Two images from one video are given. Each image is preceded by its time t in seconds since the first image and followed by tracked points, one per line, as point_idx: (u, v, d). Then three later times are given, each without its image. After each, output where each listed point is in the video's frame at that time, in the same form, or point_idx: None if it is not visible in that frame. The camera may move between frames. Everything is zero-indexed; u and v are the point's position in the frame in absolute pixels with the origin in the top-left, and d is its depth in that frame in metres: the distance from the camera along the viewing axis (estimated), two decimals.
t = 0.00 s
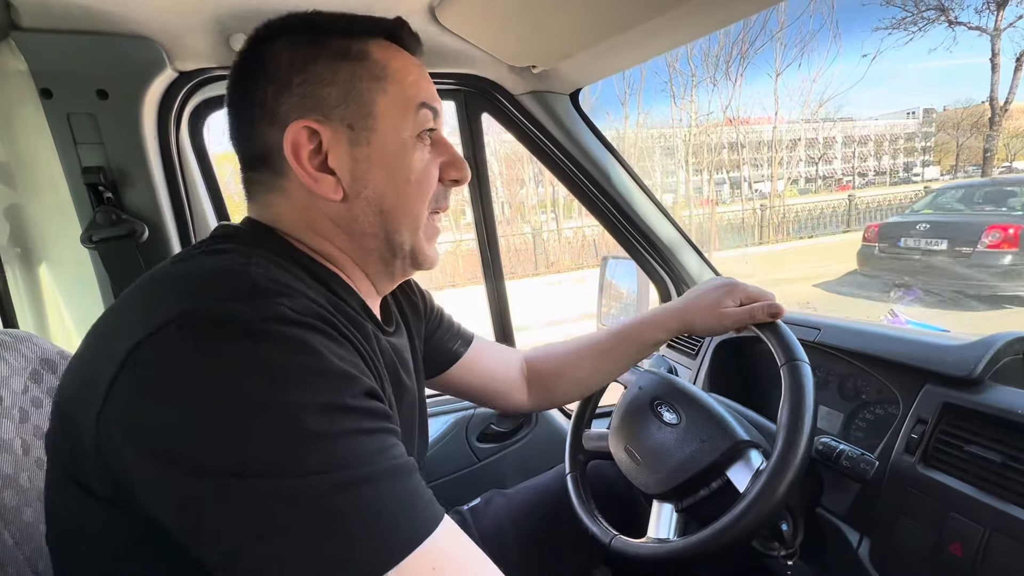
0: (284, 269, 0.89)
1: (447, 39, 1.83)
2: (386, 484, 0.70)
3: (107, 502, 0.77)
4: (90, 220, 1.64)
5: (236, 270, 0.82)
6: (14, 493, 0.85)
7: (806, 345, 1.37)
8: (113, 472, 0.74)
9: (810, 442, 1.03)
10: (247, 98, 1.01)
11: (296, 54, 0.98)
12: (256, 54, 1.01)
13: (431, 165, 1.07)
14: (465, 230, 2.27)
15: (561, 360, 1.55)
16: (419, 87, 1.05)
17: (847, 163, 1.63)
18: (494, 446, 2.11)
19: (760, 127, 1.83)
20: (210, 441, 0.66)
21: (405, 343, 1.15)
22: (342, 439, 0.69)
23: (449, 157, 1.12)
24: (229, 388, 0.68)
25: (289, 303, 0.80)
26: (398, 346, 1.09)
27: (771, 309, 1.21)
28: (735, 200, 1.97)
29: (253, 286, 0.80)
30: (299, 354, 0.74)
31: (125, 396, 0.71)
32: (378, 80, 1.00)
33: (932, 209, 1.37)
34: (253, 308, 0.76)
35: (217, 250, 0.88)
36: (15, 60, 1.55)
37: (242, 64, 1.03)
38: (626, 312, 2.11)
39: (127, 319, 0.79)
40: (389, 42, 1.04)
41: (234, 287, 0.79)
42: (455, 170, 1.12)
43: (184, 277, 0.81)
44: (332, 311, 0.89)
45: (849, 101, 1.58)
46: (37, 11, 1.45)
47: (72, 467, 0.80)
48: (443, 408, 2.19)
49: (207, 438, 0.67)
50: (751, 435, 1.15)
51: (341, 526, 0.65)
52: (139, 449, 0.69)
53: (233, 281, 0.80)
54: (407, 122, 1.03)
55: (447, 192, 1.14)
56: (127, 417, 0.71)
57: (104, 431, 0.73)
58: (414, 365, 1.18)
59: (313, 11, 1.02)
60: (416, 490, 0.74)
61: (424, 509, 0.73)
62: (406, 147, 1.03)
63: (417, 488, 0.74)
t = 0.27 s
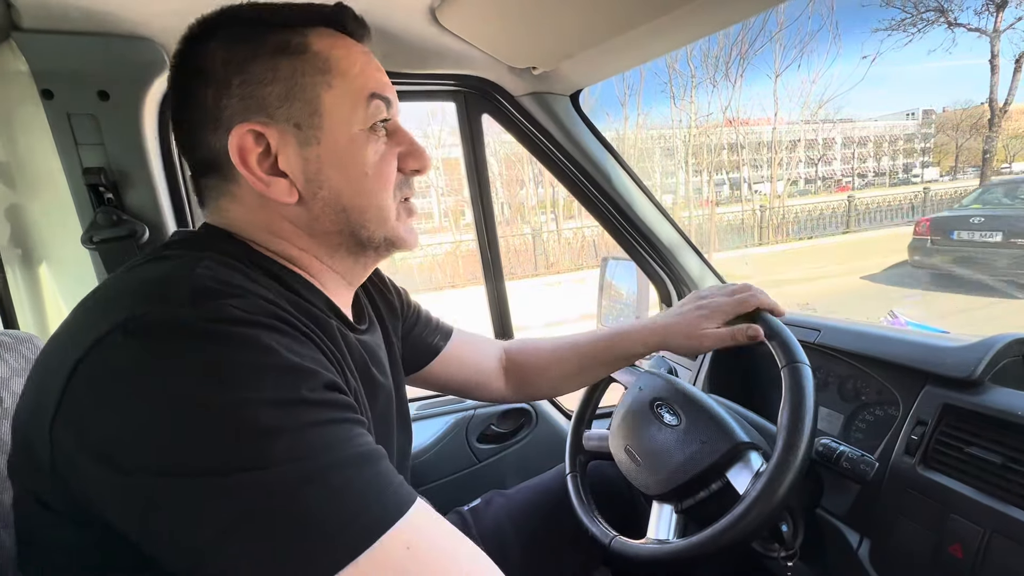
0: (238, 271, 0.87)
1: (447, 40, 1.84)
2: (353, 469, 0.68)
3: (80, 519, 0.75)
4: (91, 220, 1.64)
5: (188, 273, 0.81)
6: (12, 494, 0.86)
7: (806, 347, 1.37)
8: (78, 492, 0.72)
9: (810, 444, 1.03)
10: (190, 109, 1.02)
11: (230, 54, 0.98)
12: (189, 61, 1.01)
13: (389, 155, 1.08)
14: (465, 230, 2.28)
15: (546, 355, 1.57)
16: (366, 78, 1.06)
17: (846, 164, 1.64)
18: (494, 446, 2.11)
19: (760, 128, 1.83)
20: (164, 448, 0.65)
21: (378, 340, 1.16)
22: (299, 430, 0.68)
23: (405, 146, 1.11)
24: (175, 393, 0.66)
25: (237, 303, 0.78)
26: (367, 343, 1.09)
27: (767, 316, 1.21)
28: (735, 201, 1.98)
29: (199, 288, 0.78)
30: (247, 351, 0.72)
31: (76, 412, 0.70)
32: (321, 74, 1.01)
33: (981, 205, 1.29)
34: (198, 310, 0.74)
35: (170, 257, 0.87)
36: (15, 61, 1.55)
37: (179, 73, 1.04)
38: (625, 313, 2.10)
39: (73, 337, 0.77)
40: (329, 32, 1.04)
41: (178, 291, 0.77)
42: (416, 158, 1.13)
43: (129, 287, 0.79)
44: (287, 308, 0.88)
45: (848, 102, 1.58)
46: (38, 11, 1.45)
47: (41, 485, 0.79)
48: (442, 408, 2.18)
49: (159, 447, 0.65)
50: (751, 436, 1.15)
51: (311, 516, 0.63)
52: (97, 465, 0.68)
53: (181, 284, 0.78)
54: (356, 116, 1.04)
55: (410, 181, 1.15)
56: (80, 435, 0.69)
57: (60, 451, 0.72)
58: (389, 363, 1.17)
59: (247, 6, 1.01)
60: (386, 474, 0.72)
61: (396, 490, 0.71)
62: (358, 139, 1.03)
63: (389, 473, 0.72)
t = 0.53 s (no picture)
0: (218, 283, 0.88)
1: (448, 42, 1.84)
2: (341, 472, 0.69)
3: (63, 536, 0.73)
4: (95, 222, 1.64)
5: (169, 286, 0.81)
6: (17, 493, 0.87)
7: (806, 347, 1.38)
8: (63, 510, 0.71)
9: (809, 445, 1.03)
10: (150, 121, 1.01)
11: (182, 61, 0.95)
12: (140, 72, 0.99)
13: (361, 157, 1.09)
14: (465, 231, 2.29)
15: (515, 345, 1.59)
16: (328, 78, 1.05)
17: (846, 166, 1.66)
18: (495, 446, 2.12)
19: (760, 129, 1.84)
20: (149, 461, 0.64)
21: (362, 343, 1.18)
22: (283, 436, 0.68)
23: (378, 144, 1.13)
24: (155, 406, 0.66)
25: (216, 314, 0.78)
26: (351, 347, 1.10)
27: (759, 313, 1.22)
28: (735, 201, 1.98)
29: (177, 300, 0.78)
30: (226, 361, 0.72)
31: (57, 430, 0.70)
32: (282, 79, 0.99)
33: None
34: (175, 322, 0.74)
35: (150, 270, 0.86)
36: (20, 62, 1.56)
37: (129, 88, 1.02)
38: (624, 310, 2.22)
39: (51, 355, 0.77)
40: (285, 29, 1.02)
41: (155, 304, 0.77)
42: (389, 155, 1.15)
43: (107, 303, 0.79)
44: (268, 317, 0.88)
45: (848, 103, 1.59)
46: (41, 13, 1.46)
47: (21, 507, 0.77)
48: (442, 409, 2.17)
49: (143, 461, 0.65)
50: (751, 436, 1.16)
51: (303, 518, 0.64)
52: (83, 481, 0.68)
53: (160, 298, 0.78)
54: (325, 121, 1.04)
55: (387, 177, 1.17)
56: (63, 452, 0.69)
57: (43, 469, 0.71)
58: (374, 368, 1.19)
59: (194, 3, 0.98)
60: (374, 475, 0.73)
61: (384, 489, 0.72)
62: (329, 143, 1.04)
63: (377, 475, 0.73)
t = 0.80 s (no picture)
0: (212, 284, 0.87)
1: (447, 42, 1.84)
2: (339, 473, 0.69)
3: (60, 537, 0.73)
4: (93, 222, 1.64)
5: (165, 287, 0.81)
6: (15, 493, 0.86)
7: (806, 347, 1.38)
8: (58, 511, 0.71)
9: (809, 445, 1.03)
10: (144, 124, 1.00)
11: (171, 62, 0.94)
12: (131, 74, 0.98)
13: (357, 160, 1.09)
14: (465, 231, 2.29)
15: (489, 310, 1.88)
16: (319, 79, 1.03)
17: (846, 166, 1.65)
18: (494, 446, 2.12)
19: (760, 129, 1.83)
20: (145, 464, 0.64)
21: (360, 341, 1.18)
22: (280, 438, 0.68)
23: (374, 146, 1.13)
24: (150, 409, 0.66)
25: (209, 315, 0.78)
26: (348, 346, 1.11)
27: (760, 313, 1.22)
28: (735, 201, 1.97)
29: (170, 302, 0.77)
30: (220, 363, 0.72)
31: (50, 434, 0.69)
32: (273, 82, 0.98)
33: None
34: (168, 324, 0.74)
35: (141, 271, 0.86)
36: (20, 62, 1.56)
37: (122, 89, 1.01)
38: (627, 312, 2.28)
39: (43, 359, 0.76)
40: (275, 27, 1.01)
41: (147, 306, 0.76)
42: (384, 156, 1.14)
43: (98, 305, 0.78)
44: (261, 318, 0.88)
45: (848, 103, 1.59)
46: (40, 12, 1.46)
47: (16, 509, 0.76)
48: (442, 409, 2.16)
49: (139, 464, 0.64)
50: (751, 436, 1.15)
51: (302, 519, 0.64)
52: (78, 486, 0.67)
53: (154, 299, 0.78)
54: (319, 125, 1.03)
55: (386, 179, 1.17)
56: (56, 457, 0.68)
57: (36, 474, 0.70)
58: (371, 368, 1.19)
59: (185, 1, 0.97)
60: (372, 475, 0.73)
61: (383, 490, 0.72)
62: (323, 147, 1.04)
63: (374, 477, 0.73)
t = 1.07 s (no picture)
0: (207, 287, 0.87)
1: (447, 42, 1.84)
2: (337, 476, 0.69)
3: (56, 540, 0.73)
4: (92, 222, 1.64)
5: (162, 290, 0.81)
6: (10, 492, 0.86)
7: (805, 347, 1.37)
8: (54, 512, 0.71)
9: (808, 445, 1.03)
10: (161, 126, 1.00)
11: (195, 69, 0.94)
12: (153, 73, 0.97)
13: (370, 182, 1.07)
14: (465, 231, 2.28)
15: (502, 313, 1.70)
16: (344, 100, 1.02)
17: (846, 166, 1.65)
18: (494, 446, 2.11)
19: (760, 129, 1.83)
20: (141, 470, 0.64)
21: (359, 346, 1.18)
22: (277, 442, 0.68)
23: (389, 169, 1.11)
24: (146, 414, 0.66)
25: (205, 320, 0.78)
26: (347, 351, 1.11)
27: (760, 314, 1.21)
28: (735, 201, 1.97)
29: (166, 306, 0.77)
30: (216, 367, 0.72)
31: (45, 440, 0.69)
32: (296, 98, 0.98)
33: None
34: (164, 328, 0.74)
35: (136, 276, 0.86)
36: (18, 63, 1.56)
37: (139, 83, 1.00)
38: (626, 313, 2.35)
39: (38, 364, 0.76)
40: (307, 44, 0.99)
41: (143, 310, 0.76)
42: (398, 180, 1.13)
43: (93, 310, 0.78)
44: (257, 321, 0.88)
45: (848, 103, 1.59)
46: (39, 13, 1.46)
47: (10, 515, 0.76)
48: (441, 409, 2.16)
49: (135, 470, 0.64)
50: (750, 436, 1.15)
51: (300, 522, 0.64)
52: (73, 491, 0.67)
53: (150, 302, 0.78)
54: (337, 144, 1.02)
55: (395, 201, 1.16)
56: (51, 462, 0.68)
57: (31, 480, 0.70)
58: (372, 373, 1.19)
59: (211, 0, 0.96)
60: (369, 479, 0.73)
61: (380, 493, 0.73)
62: (337, 168, 1.02)
63: (371, 481, 0.73)
